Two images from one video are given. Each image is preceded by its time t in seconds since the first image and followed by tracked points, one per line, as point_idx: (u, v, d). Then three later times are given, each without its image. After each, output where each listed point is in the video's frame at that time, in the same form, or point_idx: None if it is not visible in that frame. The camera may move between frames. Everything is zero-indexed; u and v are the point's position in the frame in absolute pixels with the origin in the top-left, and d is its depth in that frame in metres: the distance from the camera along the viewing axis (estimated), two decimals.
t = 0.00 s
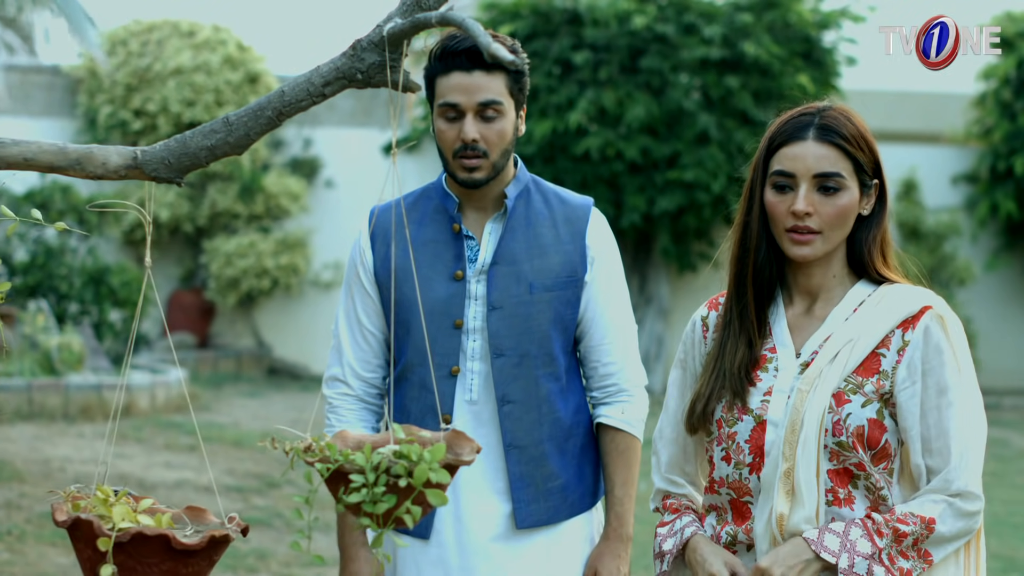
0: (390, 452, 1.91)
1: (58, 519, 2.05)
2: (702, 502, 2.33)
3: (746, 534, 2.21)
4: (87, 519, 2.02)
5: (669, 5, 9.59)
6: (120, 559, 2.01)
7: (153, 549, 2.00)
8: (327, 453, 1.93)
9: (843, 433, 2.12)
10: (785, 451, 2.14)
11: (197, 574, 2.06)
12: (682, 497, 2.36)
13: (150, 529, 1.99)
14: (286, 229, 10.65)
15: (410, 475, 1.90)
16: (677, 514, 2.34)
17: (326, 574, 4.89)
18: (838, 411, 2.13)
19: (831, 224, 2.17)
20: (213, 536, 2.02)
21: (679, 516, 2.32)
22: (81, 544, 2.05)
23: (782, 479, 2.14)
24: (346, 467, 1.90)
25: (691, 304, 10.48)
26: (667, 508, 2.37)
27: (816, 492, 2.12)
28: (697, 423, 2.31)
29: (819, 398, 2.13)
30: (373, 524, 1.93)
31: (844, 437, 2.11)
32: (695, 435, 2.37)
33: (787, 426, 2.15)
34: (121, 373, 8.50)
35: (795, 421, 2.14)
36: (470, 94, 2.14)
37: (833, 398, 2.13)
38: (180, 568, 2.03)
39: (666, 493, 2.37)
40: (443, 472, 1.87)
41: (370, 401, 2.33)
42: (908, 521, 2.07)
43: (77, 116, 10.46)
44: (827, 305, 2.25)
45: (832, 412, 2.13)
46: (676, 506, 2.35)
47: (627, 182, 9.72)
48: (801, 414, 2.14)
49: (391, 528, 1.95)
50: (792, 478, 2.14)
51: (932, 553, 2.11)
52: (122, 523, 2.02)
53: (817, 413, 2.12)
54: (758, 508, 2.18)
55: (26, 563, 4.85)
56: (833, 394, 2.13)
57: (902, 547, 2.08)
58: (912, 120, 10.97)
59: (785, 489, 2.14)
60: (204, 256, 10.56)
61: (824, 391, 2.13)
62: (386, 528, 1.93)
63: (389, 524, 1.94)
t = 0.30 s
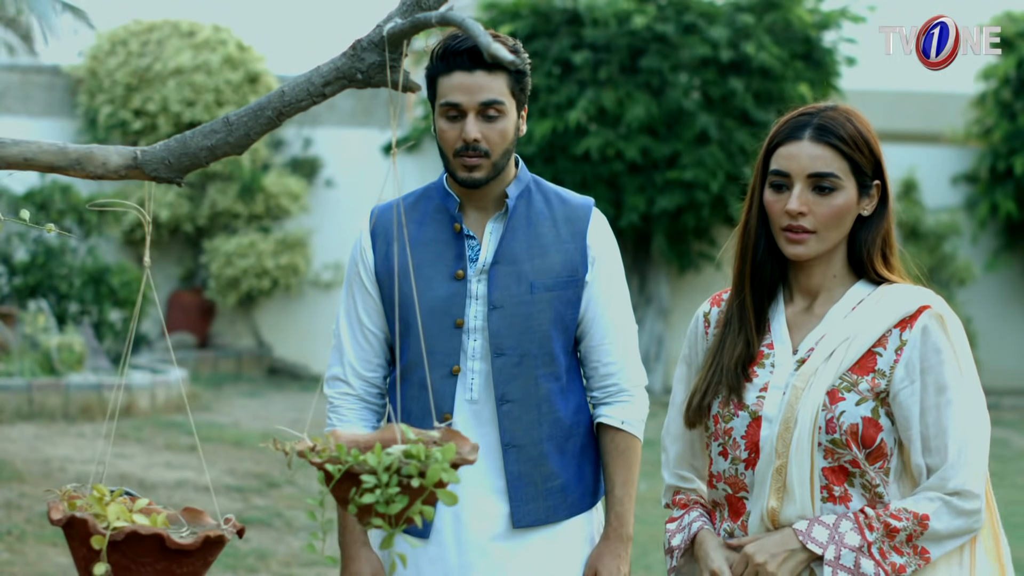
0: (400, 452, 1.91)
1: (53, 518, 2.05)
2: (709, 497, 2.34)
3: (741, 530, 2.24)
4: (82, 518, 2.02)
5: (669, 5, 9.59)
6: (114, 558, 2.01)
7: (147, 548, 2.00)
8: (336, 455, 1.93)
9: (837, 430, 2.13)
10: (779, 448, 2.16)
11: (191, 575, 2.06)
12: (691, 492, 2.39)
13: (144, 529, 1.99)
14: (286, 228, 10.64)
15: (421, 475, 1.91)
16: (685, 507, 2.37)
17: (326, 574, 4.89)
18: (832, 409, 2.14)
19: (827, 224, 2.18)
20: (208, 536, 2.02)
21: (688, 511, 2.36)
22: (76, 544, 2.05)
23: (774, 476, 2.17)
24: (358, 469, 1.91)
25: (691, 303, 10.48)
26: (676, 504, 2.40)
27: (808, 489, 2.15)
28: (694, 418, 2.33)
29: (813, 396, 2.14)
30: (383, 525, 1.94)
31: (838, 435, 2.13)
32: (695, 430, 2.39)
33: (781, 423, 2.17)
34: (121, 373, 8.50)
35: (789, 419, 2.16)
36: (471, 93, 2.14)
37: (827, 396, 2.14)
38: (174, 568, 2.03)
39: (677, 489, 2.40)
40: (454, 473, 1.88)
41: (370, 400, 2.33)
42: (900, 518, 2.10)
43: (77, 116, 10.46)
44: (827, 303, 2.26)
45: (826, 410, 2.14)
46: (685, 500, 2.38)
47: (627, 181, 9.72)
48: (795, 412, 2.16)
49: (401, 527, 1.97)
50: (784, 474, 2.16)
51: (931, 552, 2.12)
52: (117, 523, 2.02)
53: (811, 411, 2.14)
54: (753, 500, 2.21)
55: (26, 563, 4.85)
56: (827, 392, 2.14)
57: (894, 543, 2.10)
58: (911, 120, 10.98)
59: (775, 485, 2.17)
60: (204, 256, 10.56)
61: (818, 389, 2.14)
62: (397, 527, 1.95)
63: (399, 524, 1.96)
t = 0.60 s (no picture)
0: (409, 452, 1.91)
1: (54, 518, 2.06)
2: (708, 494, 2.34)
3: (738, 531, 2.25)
4: (82, 520, 2.03)
5: (669, 5, 9.59)
6: (114, 558, 2.01)
7: (146, 548, 2.01)
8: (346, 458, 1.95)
9: (831, 430, 2.14)
10: (773, 448, 2.17)
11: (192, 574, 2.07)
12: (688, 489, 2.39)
13: (144, 529, 2.00)
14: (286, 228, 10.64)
15: (431, 475, 1.91)
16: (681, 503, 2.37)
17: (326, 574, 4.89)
18: (826, 408, 2.14)
19: (823, 224, 2.19)
20: (207, 536, 2.03)
21: (684, 505, 2.36)
22: (77, 545, 2.05)
23: (769, 475, 2.18)
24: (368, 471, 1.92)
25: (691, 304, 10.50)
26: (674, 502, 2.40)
27: (801, 489, 2.15)
28: (690, 415, 2.34)
29: (807, 396, 2.14)
30: (395, 526, 1.95)
31: (832, 435, 2.13)
32: (693, 428, 2.39)
33: (775, 423, 2.17)
34: (121, 373, 8.51)
35: (783, 418, 2.16)
36: (474, 93, 2.15)
37: (821, 396, 2.14)
38: (174, 567, 2.03)
39: (677, 484, 2.40)
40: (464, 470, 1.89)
41: (371, 399, 2.33)
42: (891, 520, 2.10)
43: (77, 116, 10.46)
44: (824, 301, 2.26)
45: (820, 409, 2.14)
46: (681, 496, 2.38)
47: (627, 181, 9.72)
48: (789, 412, 2.16)
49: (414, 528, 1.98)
50: (778, 474, 2.17)
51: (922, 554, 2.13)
52: (116, 523, 2.02)
53: (805, 410, 2.14)
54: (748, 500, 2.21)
55: (26, 563, 4.85)
56: (821, 391, 2.14)
57: (885, 545, 2.11)
58: (911, 120, 10.98)
59: (770, 485, 2.18)
60: (204, 256, 10.56)
61: (812, 388, 2.14)
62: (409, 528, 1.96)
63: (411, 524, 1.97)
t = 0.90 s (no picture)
0: (423, 451, 1.91)
1: (58, 519, 2.06)
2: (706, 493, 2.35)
3: (731, 534, 2.25)
4: (86, 521, 2.02)
5: (669, 6, 9.60)
6: (119, 559, 2.01)
7: (150, 549, 2.01)
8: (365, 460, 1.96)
9: (827, 434, 2.14)
10: (768, 451, 2.17)
11: (197, 573, 2.07)
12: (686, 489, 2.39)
13: (147, 530, 2.00)
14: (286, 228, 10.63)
15: (446, 475, 1.92)
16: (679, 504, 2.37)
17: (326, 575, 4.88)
18: (822, 412, 2.14)
19: (820, 225, 2.19)
20: (211, 536, 2.03)
21: (685, 502, 2.36)
22: (82, 547, 2.05)
23: (764, 478, 2.18)
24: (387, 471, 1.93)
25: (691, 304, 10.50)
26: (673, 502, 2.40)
27: (797, 492, 2.15)
28: (685, 417, 2.34)
29: (803, 399, 2.14)
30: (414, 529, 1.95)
31: (828, 439, 2.13)
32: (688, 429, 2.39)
33: (771, 426, 2.17)
34: (121, 373, 8.51)
35: (778, 422, 2.16)
36: (483, 91, 2.15)
37: (817, 399, 2.15)
38: (178, 567, 2.04)
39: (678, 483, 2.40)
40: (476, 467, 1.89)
41: (372, 398, 2.33)
42: (883, 522, 2.11)
43: (77, 116, 10.46)
44: (820, 303, 2.26)
45: (815, 413, 2.14)
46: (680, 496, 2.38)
47: (627, 181, 9.71)
48: (785, 415, 2.16)
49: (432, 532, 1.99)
50: (773, 478, 2.17)
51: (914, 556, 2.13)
52: (120, 524, 2.02)
53: (800, 414, 2.14)
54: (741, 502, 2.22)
55: (26, 563, 4.86)
56: (817, 395, 2.15)
57: (876, 546, 2.12)
58: (911, 119, 10.98)
59: (764, 488, 2.18)
60: (204, 256, 10.55)
61: (808, 391, 2.14)
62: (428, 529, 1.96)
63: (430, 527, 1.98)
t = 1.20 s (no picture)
0: (437, 450, 1.91)
1: (61, 520, 2.06)
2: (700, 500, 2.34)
3: (727, 538, 2.24)
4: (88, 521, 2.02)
5: (669, 6, 9.60)
6: (122, 559, 2.01)
7: (153, 549, 2.01)
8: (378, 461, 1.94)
9: (826, 437, 2.14)
10: (767, 454, 2.17)
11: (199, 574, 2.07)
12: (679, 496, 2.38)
13: (150, 530, 2.00)
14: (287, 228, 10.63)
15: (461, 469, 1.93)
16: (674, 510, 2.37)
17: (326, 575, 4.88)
18: (821, 414, 2.14)
19: (817, 229, 2.19)
20: (214, 536, 2.03)
21: (678, 513, 2.35)
22: (85, 548, 2.05)
23: (763, 481, 2.17)
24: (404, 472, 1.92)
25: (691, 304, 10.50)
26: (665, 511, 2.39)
27: (796, 495, 2.15)
28: (683, 421, 2.34)
29: (803, 402, 2.14)
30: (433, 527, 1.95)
31: (828, 441, 2.13)
32: (684, 433, 2.39)
33: (770, 429, 2.17)
34: (122, 373, 8.51)
35: (778, 425, 2.16)
36: (508, 88, 2.16)
37: (817, 402, 2.15)
38: (181, 567, 2.04)
39: (670, 494, 2.39)
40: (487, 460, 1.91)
41: (375, 395, 2.33)
42: (882, 524, 2.11)
43: (77, 116, 10.46)
44: (816, 307, 2.26)
45: (815, 416, 2.14)
46: (674, 503, 2.38)
47: (627, 181, 9.70)
48: (785, 418, 2.16)
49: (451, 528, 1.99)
50: (773, 481, 2.17)
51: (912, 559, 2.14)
52: (123, 523, 2.02)
53: (800, 416, 2.14)
54: (740, 507, 2.22)
55: (26, 563, 4.86)
56: (817, 397, 2.15)
57: (874, 548, 2.12)
58: (912, 119, 10.98)
59: (763, 492, 2.18)
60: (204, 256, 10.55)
61: (808, 394, 2.14)
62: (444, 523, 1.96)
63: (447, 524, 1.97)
